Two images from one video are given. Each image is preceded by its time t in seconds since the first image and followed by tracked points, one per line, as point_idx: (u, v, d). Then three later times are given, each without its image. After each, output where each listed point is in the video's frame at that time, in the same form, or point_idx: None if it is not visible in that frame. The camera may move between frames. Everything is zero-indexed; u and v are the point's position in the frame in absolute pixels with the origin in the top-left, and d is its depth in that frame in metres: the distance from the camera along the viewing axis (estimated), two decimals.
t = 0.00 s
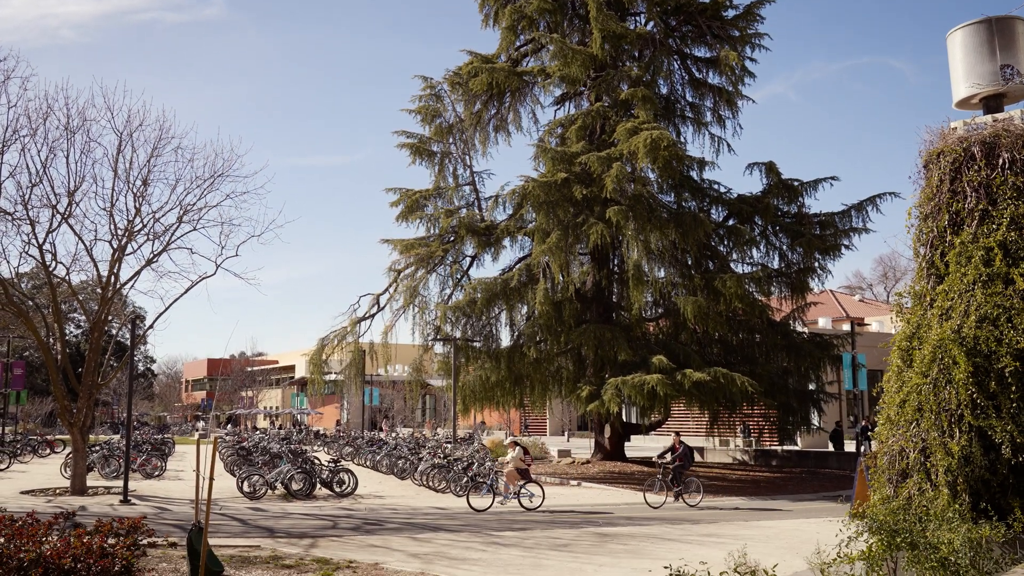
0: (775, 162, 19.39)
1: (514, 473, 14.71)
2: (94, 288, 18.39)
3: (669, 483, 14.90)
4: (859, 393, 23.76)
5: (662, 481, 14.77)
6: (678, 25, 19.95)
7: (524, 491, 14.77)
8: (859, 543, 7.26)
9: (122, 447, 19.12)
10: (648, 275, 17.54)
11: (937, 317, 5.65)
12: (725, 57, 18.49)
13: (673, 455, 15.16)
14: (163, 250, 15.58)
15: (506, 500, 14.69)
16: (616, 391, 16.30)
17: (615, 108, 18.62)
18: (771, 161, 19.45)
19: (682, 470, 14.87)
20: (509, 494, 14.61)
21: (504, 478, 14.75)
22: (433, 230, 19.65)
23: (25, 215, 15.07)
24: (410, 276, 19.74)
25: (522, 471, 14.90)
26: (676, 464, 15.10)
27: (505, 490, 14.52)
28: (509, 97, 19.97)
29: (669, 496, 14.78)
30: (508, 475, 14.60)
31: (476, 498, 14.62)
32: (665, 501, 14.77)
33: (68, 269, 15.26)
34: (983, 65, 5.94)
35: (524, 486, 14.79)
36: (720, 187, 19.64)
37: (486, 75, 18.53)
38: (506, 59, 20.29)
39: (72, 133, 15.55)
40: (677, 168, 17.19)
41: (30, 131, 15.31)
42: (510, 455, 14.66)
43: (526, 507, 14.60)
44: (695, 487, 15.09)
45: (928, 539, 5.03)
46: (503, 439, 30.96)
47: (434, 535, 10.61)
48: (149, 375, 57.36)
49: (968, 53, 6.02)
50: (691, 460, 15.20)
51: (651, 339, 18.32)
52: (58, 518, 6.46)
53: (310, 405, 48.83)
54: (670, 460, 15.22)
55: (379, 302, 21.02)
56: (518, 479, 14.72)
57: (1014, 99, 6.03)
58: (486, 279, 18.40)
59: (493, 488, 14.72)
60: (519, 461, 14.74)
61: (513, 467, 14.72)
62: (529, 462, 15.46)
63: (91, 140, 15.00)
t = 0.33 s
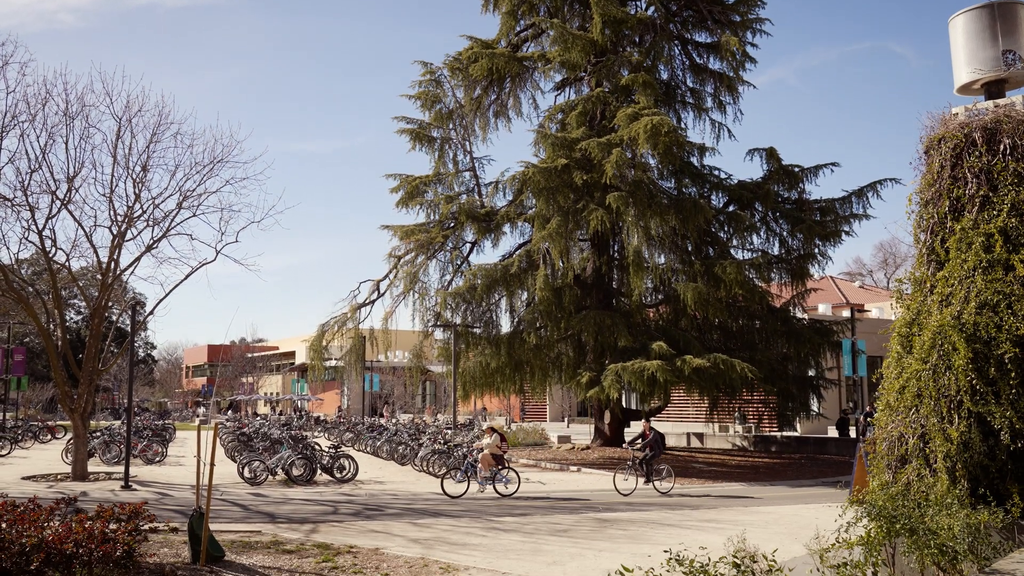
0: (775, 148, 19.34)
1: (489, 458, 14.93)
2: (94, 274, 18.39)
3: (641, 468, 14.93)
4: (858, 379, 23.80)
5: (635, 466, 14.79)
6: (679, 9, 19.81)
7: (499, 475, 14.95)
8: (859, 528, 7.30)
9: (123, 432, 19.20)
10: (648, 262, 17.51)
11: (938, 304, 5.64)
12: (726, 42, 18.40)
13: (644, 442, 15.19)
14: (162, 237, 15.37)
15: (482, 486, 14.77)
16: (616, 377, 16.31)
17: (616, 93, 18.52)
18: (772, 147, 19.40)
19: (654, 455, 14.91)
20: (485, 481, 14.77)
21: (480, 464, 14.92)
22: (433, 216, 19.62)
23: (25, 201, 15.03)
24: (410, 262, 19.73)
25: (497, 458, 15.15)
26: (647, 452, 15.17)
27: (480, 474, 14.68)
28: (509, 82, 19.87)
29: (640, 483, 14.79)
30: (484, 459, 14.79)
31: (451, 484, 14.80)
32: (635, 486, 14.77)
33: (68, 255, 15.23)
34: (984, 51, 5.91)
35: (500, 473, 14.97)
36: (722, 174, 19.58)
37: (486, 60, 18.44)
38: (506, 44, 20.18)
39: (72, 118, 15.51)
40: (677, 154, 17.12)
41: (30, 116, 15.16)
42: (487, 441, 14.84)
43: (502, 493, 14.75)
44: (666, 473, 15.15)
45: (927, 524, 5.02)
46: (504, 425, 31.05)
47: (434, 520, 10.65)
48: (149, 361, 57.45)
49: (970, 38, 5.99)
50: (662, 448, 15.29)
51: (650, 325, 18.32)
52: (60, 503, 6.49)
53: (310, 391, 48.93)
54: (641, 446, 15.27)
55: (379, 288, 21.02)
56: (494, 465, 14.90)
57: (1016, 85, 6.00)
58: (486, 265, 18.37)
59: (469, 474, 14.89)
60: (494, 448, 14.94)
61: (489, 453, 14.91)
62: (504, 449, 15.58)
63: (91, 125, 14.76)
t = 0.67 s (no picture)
0: (775, 141, 19.32)
1: (465, 452, 14.90)
2: (94, 267, 18.38)
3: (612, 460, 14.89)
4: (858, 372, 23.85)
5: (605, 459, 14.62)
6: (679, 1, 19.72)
7: (475, 469, 14.90)
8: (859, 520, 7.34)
9: (124, 425, 19.22)
10: (647, 254, 17.50)
11: (937, 297, 5.63)
12: (725, 34, 18.36)
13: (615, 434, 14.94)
14: (162, 230, 15.52)
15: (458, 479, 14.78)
16: (616, 370, 16.33)
17: (617, 86, 18.47)
18: (772, 139, 19.38)
19: (626, 447, 14.90)
20: (461, 474, 14.76)
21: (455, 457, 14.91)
22: (433, 209, 19.61)
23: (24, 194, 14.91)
24: (410, 255, 19.73)
25: (475, 450, 15.16)
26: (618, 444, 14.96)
27: (453, 469, 14.72)
28: (509, 75, 19.79)
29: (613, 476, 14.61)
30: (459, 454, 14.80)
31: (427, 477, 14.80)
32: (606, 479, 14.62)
33: (68, 247, 15.22)
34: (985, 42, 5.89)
35: (475, 467, 14.93)
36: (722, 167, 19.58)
37: (486, 53, 18.40)
38: (506, 36, 20.13)
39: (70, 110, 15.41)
40: (678, 146, 17.09)
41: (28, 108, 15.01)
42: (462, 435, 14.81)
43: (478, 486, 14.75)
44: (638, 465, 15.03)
45: (927, 516, 5.02)
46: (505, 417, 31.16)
47: (435, 512, 10.67)
48: (150, 353, 57.53)
49: (971, 30, 5.97)
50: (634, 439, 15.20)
51: (651, 317, 18.33)
52: (60, 497, 6.48)
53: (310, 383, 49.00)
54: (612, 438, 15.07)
55: (379, 280, 21.02)
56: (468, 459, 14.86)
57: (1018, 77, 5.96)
58: (486, 258, 18.36)
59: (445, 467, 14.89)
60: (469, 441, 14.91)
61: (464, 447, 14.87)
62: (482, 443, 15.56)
63: (91, 118, 14.90)
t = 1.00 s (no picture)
0: (775, 140, 19.30)
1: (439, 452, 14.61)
2: (93, 266, 18.35)
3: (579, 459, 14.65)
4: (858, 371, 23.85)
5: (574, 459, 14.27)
6: None
7: (450, 469, 14.67)
8: (859, 519, 7.34)
9: (124, 424, 19.21)
10: (647, 253, 17.48)
11: (937, 295, 5.62)
12: (725, 33, 18.35)
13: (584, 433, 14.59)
14: (162, 228, 15.62)
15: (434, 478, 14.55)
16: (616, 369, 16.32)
17: (617, 84, 18.47)
18: (772, 138, 19.36)
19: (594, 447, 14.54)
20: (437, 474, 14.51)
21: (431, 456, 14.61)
22: (433, 207, 19.61)
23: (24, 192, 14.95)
24: (410, 254, 19.73)
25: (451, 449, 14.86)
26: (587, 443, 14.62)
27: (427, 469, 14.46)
28: (509, 73, 19.76)
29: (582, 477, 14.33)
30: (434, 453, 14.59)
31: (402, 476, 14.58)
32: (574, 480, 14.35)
33: (68, 246, 15.28)
34: (985, 40, 5.89)
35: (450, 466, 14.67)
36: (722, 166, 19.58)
37: (486, 51, 18.39)
38: (505, 35, 20.12)
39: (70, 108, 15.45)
40: (678, 145, 17.07)
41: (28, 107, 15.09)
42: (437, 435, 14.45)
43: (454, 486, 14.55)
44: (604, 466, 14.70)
45: (926, 515, 5.01)
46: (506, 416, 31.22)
47: (434, 511, 10.68)
48: (150, 352, 57.57)
49: (972, 28, 5.95)
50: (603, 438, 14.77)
51: (650, 316, 18.32)
52: (60, 495, 6.47)
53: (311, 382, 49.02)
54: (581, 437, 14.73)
55: (379, 279, 21.03)
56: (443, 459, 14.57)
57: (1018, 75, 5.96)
58: (486, 256, 18.35)
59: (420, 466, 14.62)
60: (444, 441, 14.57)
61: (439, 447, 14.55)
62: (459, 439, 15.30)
63: (90, 117, 15.03)
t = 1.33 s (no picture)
0: (775, 140, 19.31)
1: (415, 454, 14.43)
2: (93, 265, 18.31)
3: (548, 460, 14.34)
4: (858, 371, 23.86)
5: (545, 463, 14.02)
6: None
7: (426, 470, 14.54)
8: (859, 519, 7.35)
9: (124, 424, 19.21)
10: (647, 253, 17.48)
11: (937, 296, 5.62)
12: (725, 33, 18.36)
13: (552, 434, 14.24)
14: (162, 228, 15.57)
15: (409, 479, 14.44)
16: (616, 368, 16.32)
17: (617, 84, 18.48)
18: (772, 138, 19.37)
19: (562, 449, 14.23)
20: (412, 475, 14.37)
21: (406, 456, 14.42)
22: (433, 207, 19.61)
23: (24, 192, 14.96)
24: (410, 254, 19.73)
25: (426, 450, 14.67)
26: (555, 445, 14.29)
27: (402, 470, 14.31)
28: (509, 73, 19.76)
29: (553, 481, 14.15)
30: (409, 454, 14.42)
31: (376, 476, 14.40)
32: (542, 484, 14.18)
33: (69, 246, 15.24)
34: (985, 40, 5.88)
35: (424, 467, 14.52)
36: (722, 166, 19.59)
37: (486, 51, 18.39)
38: (506, 35, 20.12)
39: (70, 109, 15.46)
40: (678, 144, 17.07)
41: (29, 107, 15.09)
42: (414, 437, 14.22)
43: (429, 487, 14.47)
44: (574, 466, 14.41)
45: (926, 515, 5.01)
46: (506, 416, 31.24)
47: (434, 511, 10.67)
48: (150, 352, 57.65)
49: (972, 27, 5.94)
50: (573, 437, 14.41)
51: (650, 316, 18.32)
52: (60, 495, 6.48)
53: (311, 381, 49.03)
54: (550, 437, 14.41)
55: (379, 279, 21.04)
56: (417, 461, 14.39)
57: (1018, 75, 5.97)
58: (486, 256, 18.35)
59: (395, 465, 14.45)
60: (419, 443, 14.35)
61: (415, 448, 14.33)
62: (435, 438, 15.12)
63: (90, 116, 14.97)
